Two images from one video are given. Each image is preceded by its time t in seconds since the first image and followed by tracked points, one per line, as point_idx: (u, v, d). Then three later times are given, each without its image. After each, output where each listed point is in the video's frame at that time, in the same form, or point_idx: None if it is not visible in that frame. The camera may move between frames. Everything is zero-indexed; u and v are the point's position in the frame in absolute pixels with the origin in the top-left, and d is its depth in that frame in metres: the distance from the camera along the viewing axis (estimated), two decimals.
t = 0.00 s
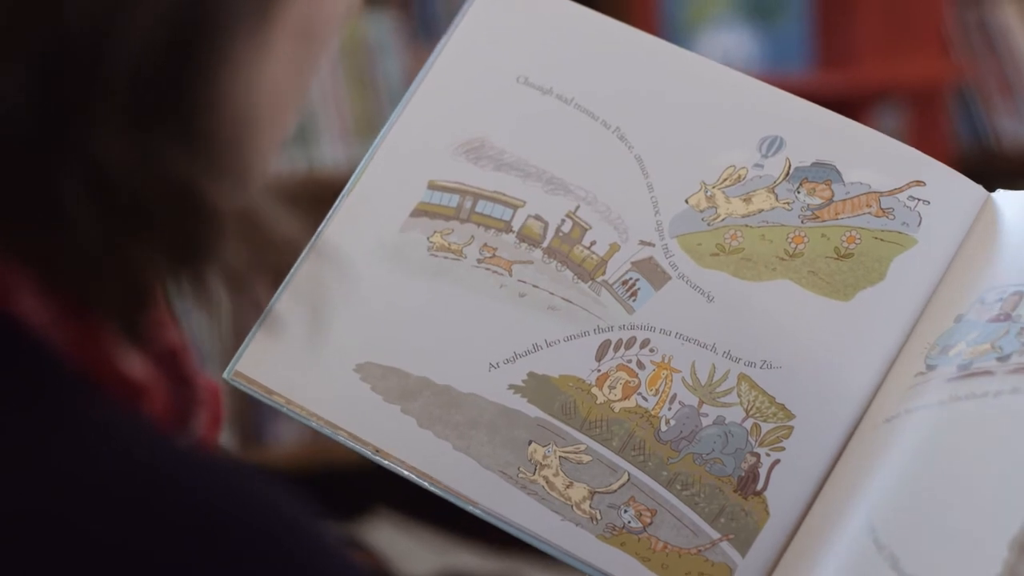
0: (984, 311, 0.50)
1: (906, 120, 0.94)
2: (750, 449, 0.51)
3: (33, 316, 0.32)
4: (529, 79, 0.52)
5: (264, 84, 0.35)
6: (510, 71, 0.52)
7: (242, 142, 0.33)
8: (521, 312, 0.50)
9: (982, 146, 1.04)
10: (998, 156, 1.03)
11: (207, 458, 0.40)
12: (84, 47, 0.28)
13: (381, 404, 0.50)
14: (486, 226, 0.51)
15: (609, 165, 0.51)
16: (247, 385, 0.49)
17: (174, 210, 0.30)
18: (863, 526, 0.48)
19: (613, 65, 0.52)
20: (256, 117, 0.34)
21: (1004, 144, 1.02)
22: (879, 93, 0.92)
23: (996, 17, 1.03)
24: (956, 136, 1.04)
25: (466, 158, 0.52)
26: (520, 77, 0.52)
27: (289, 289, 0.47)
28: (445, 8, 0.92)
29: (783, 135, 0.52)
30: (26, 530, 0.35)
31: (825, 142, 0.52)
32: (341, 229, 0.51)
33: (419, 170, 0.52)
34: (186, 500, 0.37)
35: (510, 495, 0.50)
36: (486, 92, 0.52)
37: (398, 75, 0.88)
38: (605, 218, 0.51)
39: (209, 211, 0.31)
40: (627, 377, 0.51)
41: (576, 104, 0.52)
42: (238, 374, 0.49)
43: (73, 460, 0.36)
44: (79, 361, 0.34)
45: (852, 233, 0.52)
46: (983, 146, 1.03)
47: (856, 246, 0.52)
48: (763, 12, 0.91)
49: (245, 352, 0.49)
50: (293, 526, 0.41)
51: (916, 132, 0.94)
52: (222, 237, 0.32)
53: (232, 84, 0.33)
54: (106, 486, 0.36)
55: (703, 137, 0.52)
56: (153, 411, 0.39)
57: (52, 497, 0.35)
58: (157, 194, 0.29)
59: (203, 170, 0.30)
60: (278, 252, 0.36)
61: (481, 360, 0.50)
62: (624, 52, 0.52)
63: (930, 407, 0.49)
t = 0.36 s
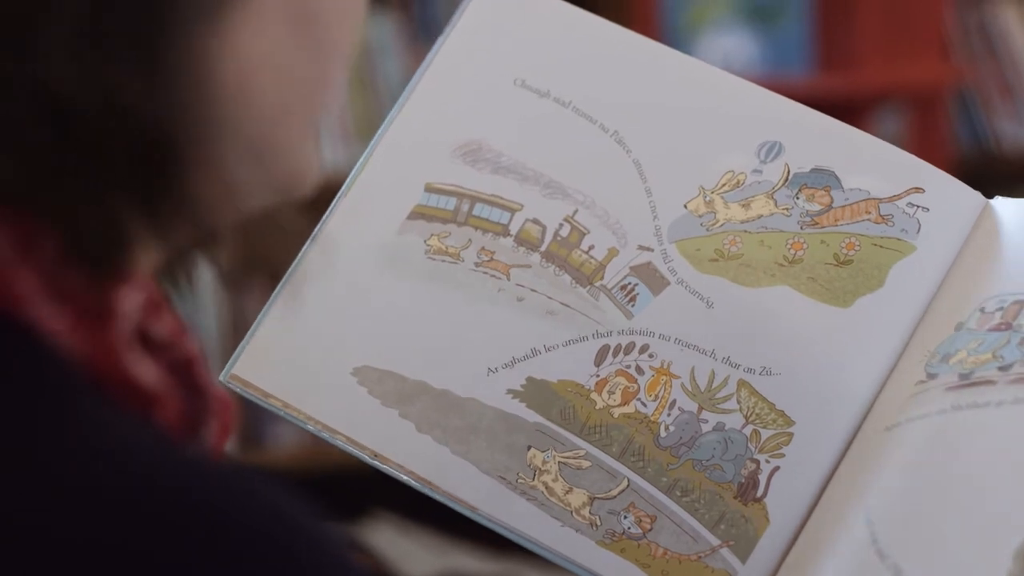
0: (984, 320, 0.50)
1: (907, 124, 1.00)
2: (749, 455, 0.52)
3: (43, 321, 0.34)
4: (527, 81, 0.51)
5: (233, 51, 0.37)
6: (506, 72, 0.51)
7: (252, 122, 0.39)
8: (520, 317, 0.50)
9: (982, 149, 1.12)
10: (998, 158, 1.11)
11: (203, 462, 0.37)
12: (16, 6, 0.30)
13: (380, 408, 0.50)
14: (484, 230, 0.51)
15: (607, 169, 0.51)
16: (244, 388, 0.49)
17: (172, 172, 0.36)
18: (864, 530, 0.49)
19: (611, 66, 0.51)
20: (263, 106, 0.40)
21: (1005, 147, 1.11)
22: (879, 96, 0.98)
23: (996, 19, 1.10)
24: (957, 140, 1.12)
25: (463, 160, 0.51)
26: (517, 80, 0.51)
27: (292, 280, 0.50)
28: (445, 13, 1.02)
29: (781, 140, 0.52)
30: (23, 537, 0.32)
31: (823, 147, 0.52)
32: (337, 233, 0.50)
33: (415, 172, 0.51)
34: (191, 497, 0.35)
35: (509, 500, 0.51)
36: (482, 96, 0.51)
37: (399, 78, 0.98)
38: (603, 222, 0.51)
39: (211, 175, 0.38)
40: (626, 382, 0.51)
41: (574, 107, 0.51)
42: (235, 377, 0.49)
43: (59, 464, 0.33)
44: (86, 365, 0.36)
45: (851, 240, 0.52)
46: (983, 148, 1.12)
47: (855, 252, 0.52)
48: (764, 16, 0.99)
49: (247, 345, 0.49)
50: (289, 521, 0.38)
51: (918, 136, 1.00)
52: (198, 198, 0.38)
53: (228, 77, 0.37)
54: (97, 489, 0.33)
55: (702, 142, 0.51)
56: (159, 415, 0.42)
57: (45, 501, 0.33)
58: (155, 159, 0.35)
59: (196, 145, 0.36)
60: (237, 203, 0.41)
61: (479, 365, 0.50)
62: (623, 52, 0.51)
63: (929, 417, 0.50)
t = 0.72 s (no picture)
0: (986, 328, 0.50)
1: (907, 123, 1.00)
2: (749, 459, 0.51)
3: (41, 321, 0.33)
4: (529, 80, 0.51)
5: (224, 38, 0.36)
6: (507, 72, 0.51)
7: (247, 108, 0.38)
8: (520, 318, 0.50)
9: (982, 148, 1.11)
10: (997, 158, 1.11)
11: (208, 467, 0.34)
12: None
13: (379, 408, 0.50)
14: (485, 230, 0.50)
15: (608, 169, 0.51)
16: (244, 387, 0.49)
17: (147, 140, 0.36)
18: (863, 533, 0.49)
19: (613, 66, 0.51)
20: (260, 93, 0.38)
21: (1004, 146, 1.10)
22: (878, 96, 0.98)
23: (994, 20, 1.10)
24: (956, 140, 1.12)
25: (464, 159, 0.51)
26: (520, 79, 0.51)
27: (292, 279, 0.50)
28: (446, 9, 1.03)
29: (783, 143, 0.51)
30: (19, 539, 0.29)
31: (827, 149, 0.51)
32: (338, 231, 0.50)
33: (416, 172, 0.51)
34: (194, 495, 0.32)
35: (509, 502, 0.51)
36: (484, 96, 0.51)
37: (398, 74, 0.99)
38: (604, 224, 0.51)
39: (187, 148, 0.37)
40: (626, 385, 0.51)
41: (575, 108, 0.51)
42: (234, 376, 0.49)
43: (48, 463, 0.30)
44: (88, 364, 0.34)
45: (853, 244, 0.52)
46: (983, 148, 1.11)
47: (857, 257, 0.52)
48: (763, 16, 1.00)
49: (247, 343, 0.49)
50: (292, 523, 0.34)
51: (917, 137, 1.00)
52: (173, 165, 0.37)
53: (214, 55, 0.36)
54: (86, 493, 0.30)
55: (704, 144, 0.51)
56: (165, 418, 0.38)
57: (38, 506, 0.30)
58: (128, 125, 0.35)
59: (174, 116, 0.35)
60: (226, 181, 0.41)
61: (479, 366, 0.50)
62: (626, 53, 0.51)
63: (930, 424, 0.50)
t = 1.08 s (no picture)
0: (994, 329, 0.50)
1: (908, 118, 0.99)
2: (756, 460, 0.51)
3: (46, 314, 0.28)
4: (537, 82, 0.51)
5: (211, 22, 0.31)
6: (517, 75, 0.51)
7: (247, 97, 0.33)
8: (528, 319, 0.50)
9: (982, 142, 1.12)
10: (997, 151, 1.11)
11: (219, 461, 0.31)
12: None
13: (386, 409, 0.50)
14: (492, 232, 0.50)
15: (616, 171, 0.51)
16: (251, 388, 0.49)
17: (151, 129, 0.31)
18: (869, 536, 0.49)
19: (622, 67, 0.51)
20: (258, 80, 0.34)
21: (1004, 140, 1.11)
22: (878, 90, 0.98)
23: (995, 14, 1.09)
24: (956, 134, 1.12)
25: (473, 162, 0.51)
26: (527, 81, 0.51)
27: (301, 280, 0.50)
28: (445, 6, 1.03)
29: (791, 145, 0.51)
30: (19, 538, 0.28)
31: (836, 151, 0.51)
32: (348, 233, 0.50)
33: (425, 174, 0.51)
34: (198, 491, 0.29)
35: (515, 503, 0.51)
36: (492, 98, 0.51)
37: (399, 67, 0.98)
38: (612, 225, 0.51)
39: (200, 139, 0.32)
40: (633, 387, 0.51)
41: (584, 109, 0.51)
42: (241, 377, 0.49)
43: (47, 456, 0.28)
44: (96, 360, 0.30)
45: (860, 245, 0.52)
46: (982, 142, 1.12)
47: (864, 258, 0.52)
48: (762, 10, 0.99)
49: (256, 344, 0.49)
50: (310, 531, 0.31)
51: (916, 131, 0.99)
52: (176, 153, 0.32)
53: (212, 41, 0.31)
54: (89, 486, 0.28)
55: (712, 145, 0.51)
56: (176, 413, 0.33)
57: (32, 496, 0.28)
58: (126, 115, 0.30)
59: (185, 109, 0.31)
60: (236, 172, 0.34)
61: (487, 367, 0.50)
62: (634, 54, 0.51)
63: (938, 424, 0.50)
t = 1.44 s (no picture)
0: (992, 321, 0.50)
1: (907, 110, 1.01)
2: (756, 453, 0.51)
3: (50, 298, 0.28)
4: (537, 73, 0.51)
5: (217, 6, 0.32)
6: (516, 64, 0.51)
7: (263, 74, 0.35)
8: (527, 310, 0.50)
9: (981, 135, 1.12)
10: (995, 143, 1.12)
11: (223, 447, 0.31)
12: None
13: (384, 400, 0.50)
14: (491, 222, 0.50)
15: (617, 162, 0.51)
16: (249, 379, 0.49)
17: (160, 100, 0.32)
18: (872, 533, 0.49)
19: (622, 59, 0.51)
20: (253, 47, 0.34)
21: (1003, 133, 1.10)
22: (880, 83, 0.98)
23: (995, 7, 1.09)
24: (956, 128, 1.12)
25: (473, 152, 0.51)
26: (527, 71, 0.51)
27: (300, 268, 0.50)
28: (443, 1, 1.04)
29: (791, 137, 0.51)
30: (19, 538, 0.26)
31: (835, 142, 0.51)
32: (348, 221, 0.50)
33: (425, 165, 0.51)
34: (194, 471, 0.28)
35: (515, 495, 0.51)
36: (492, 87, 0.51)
37: (394, 59, 0.99)
38: (612, 217, 0.51)
39: (207, 106, 0.33)
40: (633, 378, 0.51)
41: (583, 100, 0.51)
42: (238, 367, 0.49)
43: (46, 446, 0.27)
44: (103, 344, 0.30)
45: (860, 237, 0.52)
46: (982, 136, 1.12)
47: (864, 250, 0.52)
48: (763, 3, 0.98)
49: (254, 334, 0.49)
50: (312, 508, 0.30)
51: (916, 124, 1.01)
52: (183, 122, 0.33)
53: (223, 19, 0.32)
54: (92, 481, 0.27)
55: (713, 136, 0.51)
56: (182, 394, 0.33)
57: (32, 495, 0.26)
58: (136, 93, 0.31)
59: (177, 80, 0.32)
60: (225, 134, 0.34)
61: (486, 358, 0.50)
62: (634, 46, 0.51)
63: (937, 417, 0.49)
